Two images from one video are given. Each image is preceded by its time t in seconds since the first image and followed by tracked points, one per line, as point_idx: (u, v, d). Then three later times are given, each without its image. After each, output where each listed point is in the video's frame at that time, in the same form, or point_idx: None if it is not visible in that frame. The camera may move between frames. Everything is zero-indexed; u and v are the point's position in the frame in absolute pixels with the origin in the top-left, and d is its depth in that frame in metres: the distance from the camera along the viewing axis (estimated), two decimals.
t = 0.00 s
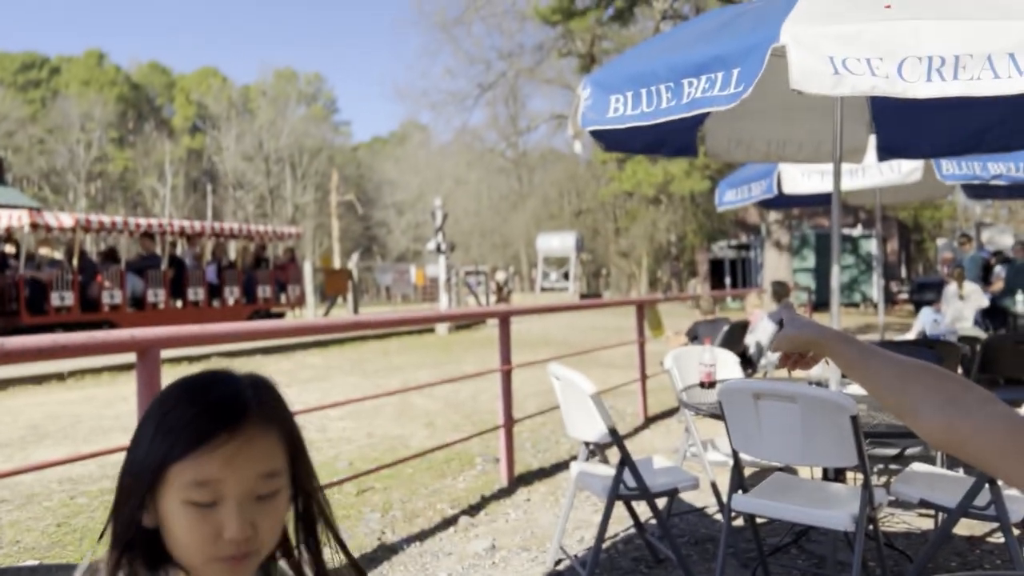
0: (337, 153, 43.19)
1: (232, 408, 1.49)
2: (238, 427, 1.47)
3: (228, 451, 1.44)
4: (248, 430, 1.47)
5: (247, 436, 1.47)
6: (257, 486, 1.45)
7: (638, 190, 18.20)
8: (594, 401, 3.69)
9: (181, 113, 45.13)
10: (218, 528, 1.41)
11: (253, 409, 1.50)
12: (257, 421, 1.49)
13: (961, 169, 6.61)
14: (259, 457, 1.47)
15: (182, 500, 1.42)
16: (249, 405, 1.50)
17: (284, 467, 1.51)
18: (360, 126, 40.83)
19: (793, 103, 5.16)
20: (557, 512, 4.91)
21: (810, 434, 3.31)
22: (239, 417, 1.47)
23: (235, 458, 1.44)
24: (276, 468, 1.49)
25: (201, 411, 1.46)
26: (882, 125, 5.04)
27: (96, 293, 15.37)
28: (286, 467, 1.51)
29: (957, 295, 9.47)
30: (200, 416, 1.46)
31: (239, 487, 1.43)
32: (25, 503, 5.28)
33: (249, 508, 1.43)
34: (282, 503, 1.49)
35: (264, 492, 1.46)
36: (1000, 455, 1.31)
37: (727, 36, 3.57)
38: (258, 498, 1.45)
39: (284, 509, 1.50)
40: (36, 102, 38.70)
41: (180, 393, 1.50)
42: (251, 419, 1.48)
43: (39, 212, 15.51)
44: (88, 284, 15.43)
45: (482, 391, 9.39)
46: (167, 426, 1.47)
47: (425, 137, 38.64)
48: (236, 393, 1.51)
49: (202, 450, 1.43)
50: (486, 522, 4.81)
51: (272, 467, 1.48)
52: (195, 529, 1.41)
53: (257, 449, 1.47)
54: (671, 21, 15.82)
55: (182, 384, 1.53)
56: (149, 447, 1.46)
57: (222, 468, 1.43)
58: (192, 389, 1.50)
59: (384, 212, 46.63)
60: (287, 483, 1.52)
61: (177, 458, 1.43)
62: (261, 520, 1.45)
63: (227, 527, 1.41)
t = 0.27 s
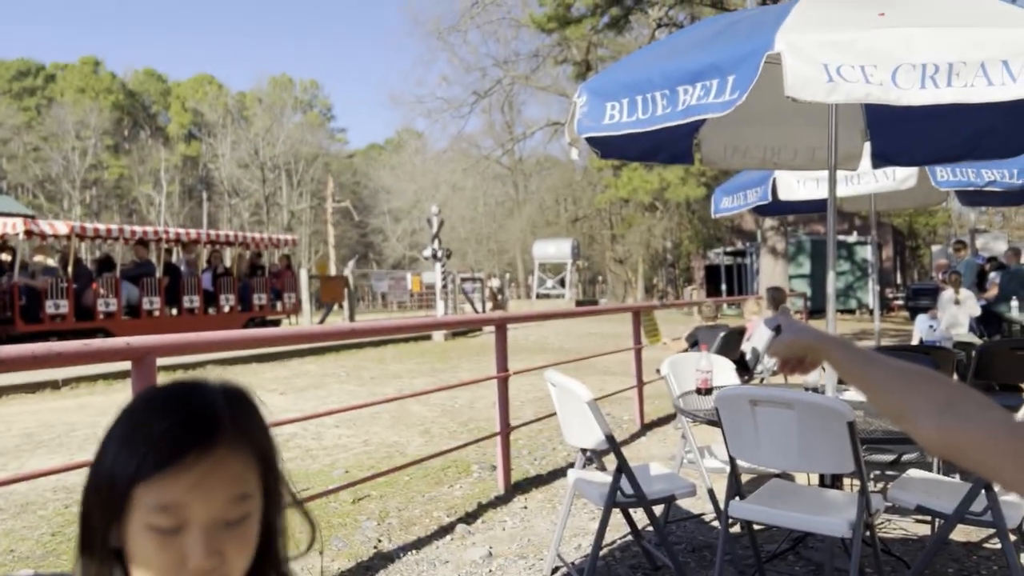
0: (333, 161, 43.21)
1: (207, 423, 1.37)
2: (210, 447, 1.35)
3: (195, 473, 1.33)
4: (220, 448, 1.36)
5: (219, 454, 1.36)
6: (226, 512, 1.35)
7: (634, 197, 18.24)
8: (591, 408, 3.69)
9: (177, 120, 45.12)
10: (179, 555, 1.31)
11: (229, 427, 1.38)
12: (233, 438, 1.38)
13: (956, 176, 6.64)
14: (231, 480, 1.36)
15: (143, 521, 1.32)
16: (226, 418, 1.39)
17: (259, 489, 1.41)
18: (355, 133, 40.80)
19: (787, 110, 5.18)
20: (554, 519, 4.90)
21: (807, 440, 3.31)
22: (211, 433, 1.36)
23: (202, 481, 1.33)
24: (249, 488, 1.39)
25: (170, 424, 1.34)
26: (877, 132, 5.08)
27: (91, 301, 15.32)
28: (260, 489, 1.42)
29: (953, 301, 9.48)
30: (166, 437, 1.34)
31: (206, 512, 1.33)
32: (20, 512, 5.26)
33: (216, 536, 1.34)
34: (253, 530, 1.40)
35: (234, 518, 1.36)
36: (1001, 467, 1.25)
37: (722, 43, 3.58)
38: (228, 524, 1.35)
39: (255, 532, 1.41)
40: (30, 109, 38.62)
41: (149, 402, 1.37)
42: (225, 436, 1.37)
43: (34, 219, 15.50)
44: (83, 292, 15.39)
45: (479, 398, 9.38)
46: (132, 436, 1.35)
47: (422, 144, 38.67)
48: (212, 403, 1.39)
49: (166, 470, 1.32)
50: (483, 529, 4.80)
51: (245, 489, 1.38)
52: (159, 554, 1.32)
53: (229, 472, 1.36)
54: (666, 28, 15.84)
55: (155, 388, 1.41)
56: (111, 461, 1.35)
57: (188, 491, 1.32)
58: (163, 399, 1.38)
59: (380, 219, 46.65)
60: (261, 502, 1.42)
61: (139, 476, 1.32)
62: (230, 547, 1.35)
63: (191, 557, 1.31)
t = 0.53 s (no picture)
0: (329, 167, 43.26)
1: (208, 447, 1.21)
2: (212, 472, 1.20)
3: (196, 505, 1.18)
4: (222, 475, 1.22)
5: (222, 481, 1.21)
6: (224, 545, 1.21)
7: (629, 203, 18.27)
8: (586, 414, 3.69)
9: (172, 126, 45.11)
10: None
11: (232, 454, 1.23)
12: (235, 461, 1.23)
13: (951, 182, 6.65)
14: (230, 512, 1.22)
15: (134, 554, 1.18)
16: (230, 439, 1.23)
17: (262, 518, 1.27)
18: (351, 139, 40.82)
19: (782, 117, 5.20)
20: (550, 526, 4.88)
21: (802, 446, 3.31)
22: (215, 456, 1.21)
23: (203, 513, 1.19)
24: (251, 515, 1.25)
25: (171, 448, 1.18)
26: (871, 138, 5.10)
27: (85, 307, 15.28)
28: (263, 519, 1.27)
29: (948, 305, 9.45)
30: (164, 464, 1.18)
31: (203, 547, 1.19)
32: (13, 520, 5.24)
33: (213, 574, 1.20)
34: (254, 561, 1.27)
35: (235, 551, 1.23)
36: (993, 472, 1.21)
37: (715, 50, 3.59)
38: (226, 559, 1.21)
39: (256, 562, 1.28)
40: (25, 115, 38.49)
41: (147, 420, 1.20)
42: (228, 459, 1.22)
43: (29, 226, 15.50)
44: (78, 299, 15.34)
45: (475, 404, 9.38)
46: (128, 456, 1.18)
47: (417, 150, 38.71)
48: (212, 417, 1.23)
49: (166, 500, 1.17)
50: (478, 537, 4.79)
51: (247, 518, 1.24)
52: None
53: (231, 500, 1.22)
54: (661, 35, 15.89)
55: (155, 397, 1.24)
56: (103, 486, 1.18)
57: (188, 526, 1.18)
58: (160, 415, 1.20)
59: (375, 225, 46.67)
60: (261, 530, 1.28)
61: (133, 508, 1.17)
62: None
63: None
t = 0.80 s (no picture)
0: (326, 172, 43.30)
1: (230, 437, 1.22)
2: (233, 463, 1.21)
3: (217, 495, 1.20)
4: (244, 466, 1.23)
5: (241, 473, 1.22)
6: (243, 535, 1.23)
7: (625, 208, 18.32)
8: (581, 417, 3.72)
9: (170, 132, 45.15)
10: None
11: (252, 445, 1.23)
12: (255, 451, 1.24)
13: (944, 187, 6.69)
14: (251, 501, 1.23)
15: (158, 543, 1.20)
16: (251, 432, 1.24)
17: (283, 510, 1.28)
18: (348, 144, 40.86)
19: (775, 122, 5.23)
20: (546, 529, 4.91)
21: (795, 450, 3.34)
22: (236, 447, 1.22)
23: (222, 502, 1.20)
24: (273, 507, 1.26)
25: (193, 444, 1.19)
26: (865, 144, 5.13)
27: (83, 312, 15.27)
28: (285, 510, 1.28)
29: (941, 309, 9.51)
30: (185, 457, 1.18)
31: (223, 536, 1.21)
32: (10, 524, 5.24)
33: (233, 561, 1.22)
34: (275, 550, 1.28)
35: (255, 540, 1.24)
36: (1005, 527, 1.09)
37: (710, 56, 3.62)
38: (248, 546, 1.23)
39: (277, 552, 1.29)
40: (23, 120, 38.48)
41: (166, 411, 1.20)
42: (248, 451, 1.23)
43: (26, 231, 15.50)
44: (75, 304, 15.35)
45: (472, 408, 9.39)
46: (154, 453, 1.19)
47: (414, 154, 38.74)
48: (234, 408, 1.23)
49: (190, 492, 1.18)
50: (475, 540, 4.80)
51: (267, 509, 1.26)
52: None
53: (250, 490, 1.23)
54: (657, 41, 15.93)
55: (179, 389, 1.24)
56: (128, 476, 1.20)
57: (210, 516, 1.19)
58: (181, 404, 1.21)
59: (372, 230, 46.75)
60: (283, 520, 1.29)
61: (160, 500, 1.18)
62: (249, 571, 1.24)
63: None
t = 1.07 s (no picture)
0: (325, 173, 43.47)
1: (233, 390, 1.20)
2: (232, 410, 1.19)
3: (211, 440, 1.17)
4: (243, 419, 1.19)
5: (238, 422, 1.18)
6: (239, 486, 1.16)
7: (624, 208, 18.37)
8: (580, 417, 3.73)
9: (170, 133, 45.21)
10: (186, 536, 1.15)
11: (257, 395, 1.20)
12: (260, 404, 1.20)
13: (941, 188, 6.71)
14: (246, 451, 1.17)
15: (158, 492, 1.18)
16: (256, 385, 1.21)
17: (291, 473, 1.19)
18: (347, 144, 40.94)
19: (773, 123, 5.24)
20: (545, 529, 4.92)
21: (794, 450, 3.34)
22: (238, 399, 1.20)
23: (216, 447, 1.17)
24: (273, 465, 1.18)
25: (201, 396, 1.20)
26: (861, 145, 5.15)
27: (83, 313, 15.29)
28: (292, 473, 1.19)
29: (939, 309, 9.54)
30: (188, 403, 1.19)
31: (215, 487, 1.15)
32: (10, 524, 5.26)
33: (226, 513, 1.15)
34: (281, 517, 1.18)
35: (249, 495, 1.16)
36: None
37: (708, 57, 3.64)
38: (240, 501, 1.15)
39: (287, 521, 1.19)
40: (23, 121, 38.52)
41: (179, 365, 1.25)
42: (246, 400, 1.20)
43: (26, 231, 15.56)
44: (75, 304, 15.36)
45: (470, 408, 9.41)
46: (176, 408, 1.22)
47: (413, 156, 38.90)
48: (253, 380, 1.23)
49: (190, 434, 1.18)
50: (474, 540, 4.81)
51: (265, 465, 1.17)
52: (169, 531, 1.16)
53: (245, 437, 1.18)
54: (655, 43, 16.00)
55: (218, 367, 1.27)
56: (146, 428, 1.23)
57: (199, 459, 1.16)
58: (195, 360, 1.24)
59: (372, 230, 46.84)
60: (293, 495, 1.19)
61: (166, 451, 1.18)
62: (240, 527, 1.15)
63: (199, 536, 1.14)
